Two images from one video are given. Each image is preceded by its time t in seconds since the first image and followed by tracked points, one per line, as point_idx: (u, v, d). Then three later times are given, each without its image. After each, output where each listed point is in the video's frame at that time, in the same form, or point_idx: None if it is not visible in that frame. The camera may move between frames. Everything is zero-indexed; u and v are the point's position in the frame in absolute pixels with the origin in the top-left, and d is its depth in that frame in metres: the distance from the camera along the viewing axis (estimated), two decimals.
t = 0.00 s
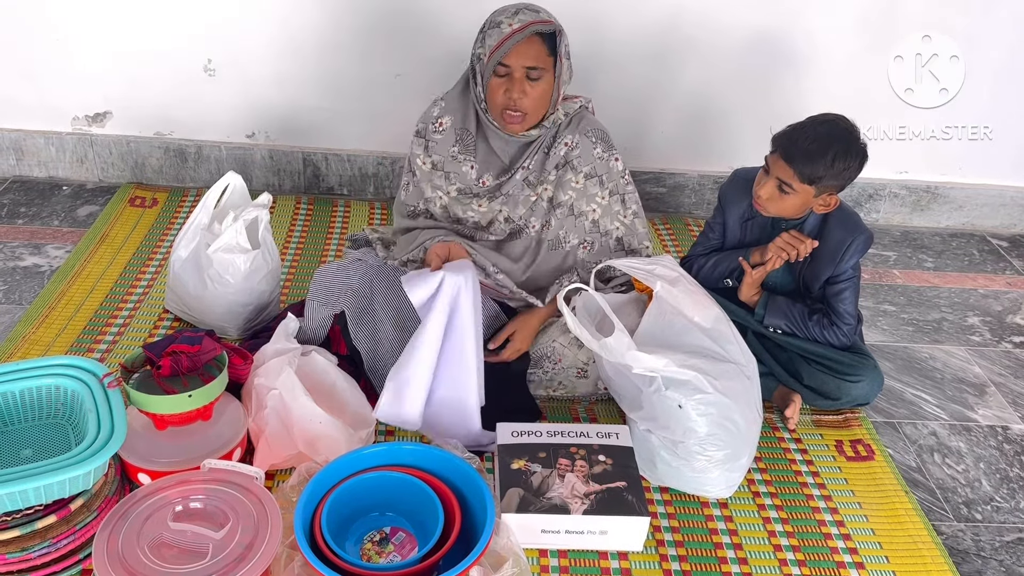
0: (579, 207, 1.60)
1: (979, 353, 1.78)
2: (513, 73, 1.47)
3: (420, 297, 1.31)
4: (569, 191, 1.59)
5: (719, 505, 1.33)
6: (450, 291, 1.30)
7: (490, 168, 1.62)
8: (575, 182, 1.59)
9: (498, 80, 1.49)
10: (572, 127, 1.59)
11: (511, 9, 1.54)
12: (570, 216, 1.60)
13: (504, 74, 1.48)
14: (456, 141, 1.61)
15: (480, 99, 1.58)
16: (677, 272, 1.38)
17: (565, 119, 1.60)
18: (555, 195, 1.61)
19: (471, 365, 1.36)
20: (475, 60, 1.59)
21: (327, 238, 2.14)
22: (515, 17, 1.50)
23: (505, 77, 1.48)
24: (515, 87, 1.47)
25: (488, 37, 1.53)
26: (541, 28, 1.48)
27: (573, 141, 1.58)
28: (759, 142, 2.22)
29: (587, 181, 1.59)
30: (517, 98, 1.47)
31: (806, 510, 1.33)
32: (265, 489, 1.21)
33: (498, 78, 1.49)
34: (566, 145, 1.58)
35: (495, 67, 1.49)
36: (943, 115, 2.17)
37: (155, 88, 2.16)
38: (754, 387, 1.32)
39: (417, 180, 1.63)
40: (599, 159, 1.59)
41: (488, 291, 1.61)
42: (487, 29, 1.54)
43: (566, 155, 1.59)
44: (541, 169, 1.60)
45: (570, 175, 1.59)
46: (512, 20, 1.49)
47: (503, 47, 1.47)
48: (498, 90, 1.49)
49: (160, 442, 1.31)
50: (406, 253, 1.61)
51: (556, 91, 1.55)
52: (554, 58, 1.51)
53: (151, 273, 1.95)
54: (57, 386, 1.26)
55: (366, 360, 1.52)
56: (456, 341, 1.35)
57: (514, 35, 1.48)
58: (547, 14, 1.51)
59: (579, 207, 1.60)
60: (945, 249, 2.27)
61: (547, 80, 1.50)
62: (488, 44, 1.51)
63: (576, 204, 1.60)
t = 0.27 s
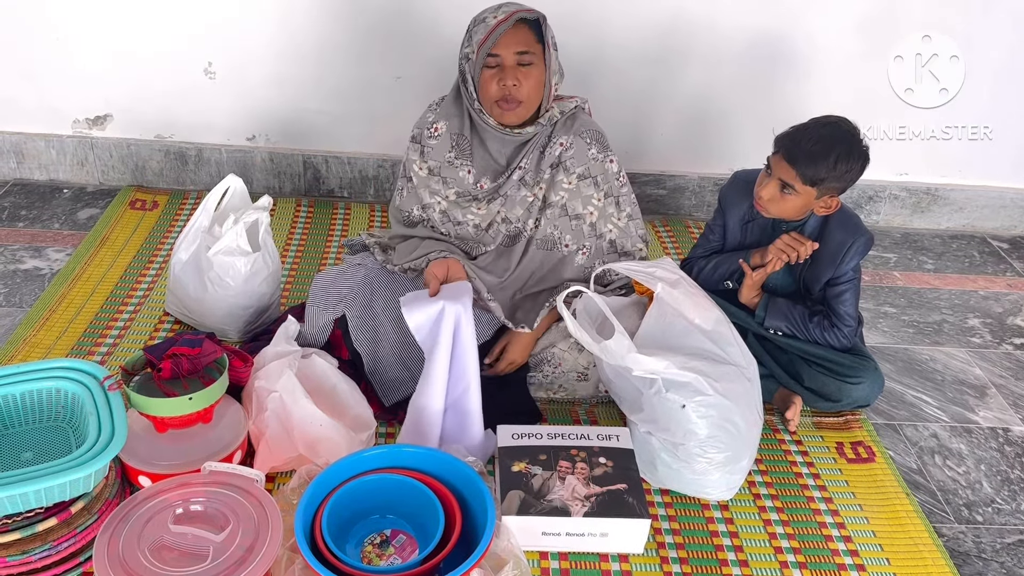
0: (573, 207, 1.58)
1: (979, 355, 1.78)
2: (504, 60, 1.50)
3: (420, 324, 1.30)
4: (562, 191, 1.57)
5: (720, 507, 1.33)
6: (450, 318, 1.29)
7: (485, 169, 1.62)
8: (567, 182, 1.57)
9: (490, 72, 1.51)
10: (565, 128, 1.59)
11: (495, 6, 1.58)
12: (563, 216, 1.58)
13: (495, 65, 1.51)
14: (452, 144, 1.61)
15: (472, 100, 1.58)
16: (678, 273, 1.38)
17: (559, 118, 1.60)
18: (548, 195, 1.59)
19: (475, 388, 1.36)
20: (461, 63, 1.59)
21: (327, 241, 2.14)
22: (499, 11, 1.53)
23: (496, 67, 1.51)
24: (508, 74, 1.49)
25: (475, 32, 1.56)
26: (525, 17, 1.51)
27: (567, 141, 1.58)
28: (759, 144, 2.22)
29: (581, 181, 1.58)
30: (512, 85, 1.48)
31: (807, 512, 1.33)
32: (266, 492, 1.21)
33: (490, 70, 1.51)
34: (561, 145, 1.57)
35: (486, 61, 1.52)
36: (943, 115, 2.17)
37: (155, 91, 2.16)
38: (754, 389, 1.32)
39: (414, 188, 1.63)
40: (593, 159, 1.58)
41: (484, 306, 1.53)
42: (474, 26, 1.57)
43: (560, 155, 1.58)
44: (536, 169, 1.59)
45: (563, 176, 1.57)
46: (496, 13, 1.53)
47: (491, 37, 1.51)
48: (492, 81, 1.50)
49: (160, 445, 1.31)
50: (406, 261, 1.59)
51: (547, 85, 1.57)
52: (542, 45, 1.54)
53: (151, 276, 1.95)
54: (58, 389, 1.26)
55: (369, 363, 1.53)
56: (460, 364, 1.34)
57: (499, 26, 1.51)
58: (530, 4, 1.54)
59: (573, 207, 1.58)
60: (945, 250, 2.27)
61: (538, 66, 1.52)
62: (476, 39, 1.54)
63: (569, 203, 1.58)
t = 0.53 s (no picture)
0: (572, 208, 1.57)
1: (980, 358, 1.75)
2: (501, 62, 1.50)
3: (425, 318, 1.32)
4: (561, 193, 1.57)
5: (720, 511, 1.31)
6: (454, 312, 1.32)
7: (484, 172, 1.63)
8: (566, 184, 1.57)
9: (488, 73, 1.51)
10: (563, 131, 1.59)
11: (491, 10, 1.58)
12: (562, 218, 1.57)
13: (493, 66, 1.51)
14: (450, 148, 1.62)
15: (470, 104, 1.59)
16: (677, 277, 1.38)
17: (558, 120, 1.60)
18: (548, 197, 1.59)
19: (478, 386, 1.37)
20: (460, 67, 1.61)
21: (327, 245, 2.14)
22: (496, 14, 1.54)
23: (494, 69, 1.51)
24: (506, 75, 1.49)
25: (472, 36, 1.56)
26: (521, 19, 1.51)
27: (566, 144, 1.57)
28: (758, 146, 2.22)
29: (579, 183, 1.57)
30: (509, 87, 1.49)
31: (807, 516, 1.30)
32: (265, 497, 1.21)
33: (488, 72, 1.51)
34: (559, 147, 1.57)
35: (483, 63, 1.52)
36: (942, 115, 2.16)
37: (155, 95, 2.16)
38: (754, 393, 1.32)
39: (413, 191, 1.64)
40: (592, 161, 1.57)
41: (486, 307, 1.54)
42: (471, 30, 1.58)
43: (559, 157, 1.57)
44: (535, 172, 1.59)
45: (562, 178, 1.57)
46: (493, 17, 1.54)
47: (488, 39, 1.51)
48: (489, 83, 1.50)
49: (159, 450, 1.31)
50: (408, 261, 1.60)
51: (545, 86, 1.57)
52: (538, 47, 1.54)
53: (150, 280, 1.95)
54: (56, 394, 1.26)
55: (368, 366, 1.53)
56: (463, 360, 1.36)
57: (496, 28, 1.51)
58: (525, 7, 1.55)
59: (572, 209, 1.57)
60: (945, 254, 2.26)
61: (535, 68, 1.52)
62: (473, 42, 1.55)
63: (568, 205, 1.57)
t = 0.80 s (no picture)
0: (566, 208, 1.57)
1: (978, 363, 1.69)
2: (491, 63, 1.50)
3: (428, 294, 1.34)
4: (553, 194, 1.57)
5: (717, 516, 1.29)
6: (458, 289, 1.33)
7: (475, 173, 1.61)
8: (559, 185, 1.57)
9: (478, 75, 1.51)
10: (555, 131, 1.57)
11: (479, 14, 1.58)
12: (556, 219, 1.57)
13: (483, 68, 1.51)
14: (442, 150, 1.60)
15: (461, 106, 1.58)
16: (674, 281, 1.37)
17: (549, 121, 1.59)
18: (541, 199, 1.59)
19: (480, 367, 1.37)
20: (449, 70, 1.60)
21: (324, 249, 2.13)
22: (484, 16, 1.53)
23: (484, 70, 1.51)
24: (496, 77, 1.48)
25: (461, 39, 1.56)
26: (509, 20, 1.51)
27: (558, 144, 1.56)
28: (757, 148, 2.21)
29: (572, 183, 1.57)
30: (500, 88, 1.47)
31: (805, 521, 1.28)
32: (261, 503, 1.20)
33: (478, 74, 1.51)
34: (551, 148, 1.56)
35: (472, 65, 1.51)
36: (943, 115, 2.15)
37: (153, 99, 2.16)
38: (751, 398, 1.31)
39: (405, 194, 1.63)
40: (584, 161, 1.57)
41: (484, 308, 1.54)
42: (460, 34, 1.57)
43: (551, 157, 1.57)
44: (528, 172, 1.58)
45: (554, 178, 1.57)
46: (481, 19, 1.53)
47: (477, 42, 1.52)
48: (480, 85, 1.49)
49: (155, 455, 1.31)
50: (407, 257, 1.59)
51: (536, 87, 1.56)
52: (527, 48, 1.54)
53: (147, 285, 1.95)
54: (52, 399, 1.26)
55: (364, 370, 1.53)
56: (466, 351, 1.37)
57: (484, 31, 1.51)
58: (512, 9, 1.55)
59: (567, 209, 1.57)
60: (943, 257, 2.26)
61: (524, 69, 1.51)
62: (462, 45, 1.54)
63: (562, 205, 1.57)
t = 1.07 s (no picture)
0: (560, 211, 1.55)
1: (977, 367, 1.66)
2: (480, 67, 1.49)
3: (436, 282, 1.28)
4: (547, 197, 1.55)
5: (717, 522, 1.29)
6: (466, 275, 1.29)
7: (468, 176, 1.61)
8: (552, 188, 1.55)
9: (467, 79, 1.49)
10: (547, 134, 1.56)
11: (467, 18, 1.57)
12: (550, 222, 1.55)
13: (472, 72, 1.50)
14: (435, 154, 1.59)
15: (453, 112, 1.58)
16: (673, 286, 1.37)
17: (542, 124, 1.57)
18: (534, 201, 1.57)
19: (486, 349, 1.35)
20: (440, 75, 1.59)
21: (324, 254, 2.13)
22: (472, 20, 1.53)
23: (473, 74, 1.49)
24: (485, 80, 1.47)
25: (450, 44, 1.55)
26: (497, 24, 1.50)
27: (550, 147, 1.55)
28: (756, 152, 2.21)
29: (566, 186, 1.55)
30: (490, 91, 1.47)
31: (804, 527, 1.27)
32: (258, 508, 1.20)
33: (467, 78, 1.50)
34: (543, 150, 1.55)
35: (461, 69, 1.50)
36: (943, 116, 2.15)
37: (152, 104, 2.16)
38: (751, 403, 1.30)
39: (401, 200, 1.64)
40: (578, 163, 1.54)
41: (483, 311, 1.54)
42: (449, 38, 1.57)
43: (544, 160, 1.55)
44: (521, 175, 1.57)
45: (548, 181, 1.55)
46: (469, 23, 1.53)
47: (466, 46, 1.50)
48: (469, 89, 1.48)
49: (153, 460, 1.30)
50: (406, 257, 1.61)
51: (526, 90, 1.55)
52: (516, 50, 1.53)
53: (146, 289, 1.95)
54: (50, 405, 1.26)
55: (362, 374, 1.52)
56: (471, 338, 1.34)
57: (473, 35, 1.50)
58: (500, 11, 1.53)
59: (561, 212, 1.55)
60: (943, 261, 2.26)
61: (514, 72, 1.50)
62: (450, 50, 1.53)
63: (556, 208, 1.55)
